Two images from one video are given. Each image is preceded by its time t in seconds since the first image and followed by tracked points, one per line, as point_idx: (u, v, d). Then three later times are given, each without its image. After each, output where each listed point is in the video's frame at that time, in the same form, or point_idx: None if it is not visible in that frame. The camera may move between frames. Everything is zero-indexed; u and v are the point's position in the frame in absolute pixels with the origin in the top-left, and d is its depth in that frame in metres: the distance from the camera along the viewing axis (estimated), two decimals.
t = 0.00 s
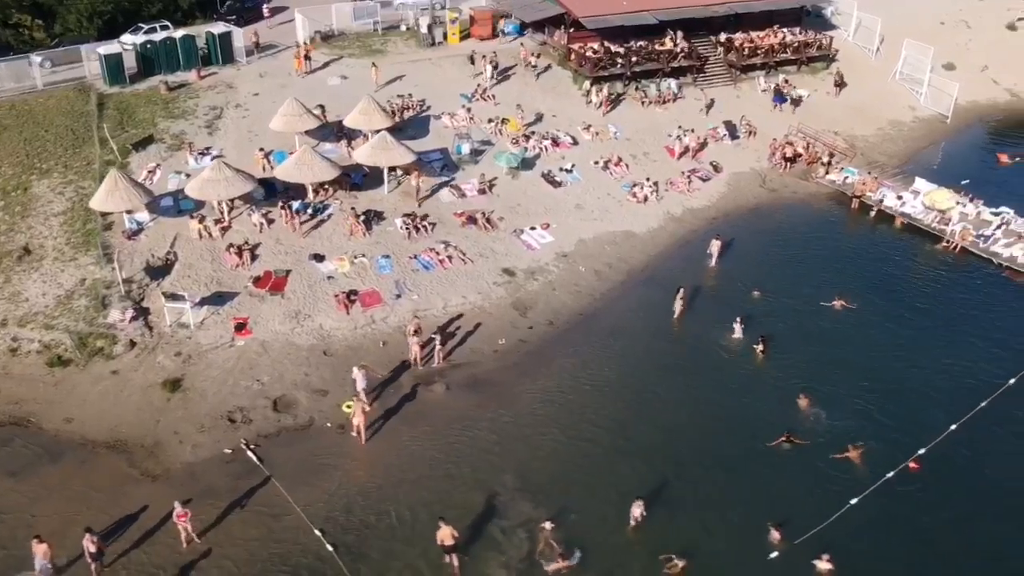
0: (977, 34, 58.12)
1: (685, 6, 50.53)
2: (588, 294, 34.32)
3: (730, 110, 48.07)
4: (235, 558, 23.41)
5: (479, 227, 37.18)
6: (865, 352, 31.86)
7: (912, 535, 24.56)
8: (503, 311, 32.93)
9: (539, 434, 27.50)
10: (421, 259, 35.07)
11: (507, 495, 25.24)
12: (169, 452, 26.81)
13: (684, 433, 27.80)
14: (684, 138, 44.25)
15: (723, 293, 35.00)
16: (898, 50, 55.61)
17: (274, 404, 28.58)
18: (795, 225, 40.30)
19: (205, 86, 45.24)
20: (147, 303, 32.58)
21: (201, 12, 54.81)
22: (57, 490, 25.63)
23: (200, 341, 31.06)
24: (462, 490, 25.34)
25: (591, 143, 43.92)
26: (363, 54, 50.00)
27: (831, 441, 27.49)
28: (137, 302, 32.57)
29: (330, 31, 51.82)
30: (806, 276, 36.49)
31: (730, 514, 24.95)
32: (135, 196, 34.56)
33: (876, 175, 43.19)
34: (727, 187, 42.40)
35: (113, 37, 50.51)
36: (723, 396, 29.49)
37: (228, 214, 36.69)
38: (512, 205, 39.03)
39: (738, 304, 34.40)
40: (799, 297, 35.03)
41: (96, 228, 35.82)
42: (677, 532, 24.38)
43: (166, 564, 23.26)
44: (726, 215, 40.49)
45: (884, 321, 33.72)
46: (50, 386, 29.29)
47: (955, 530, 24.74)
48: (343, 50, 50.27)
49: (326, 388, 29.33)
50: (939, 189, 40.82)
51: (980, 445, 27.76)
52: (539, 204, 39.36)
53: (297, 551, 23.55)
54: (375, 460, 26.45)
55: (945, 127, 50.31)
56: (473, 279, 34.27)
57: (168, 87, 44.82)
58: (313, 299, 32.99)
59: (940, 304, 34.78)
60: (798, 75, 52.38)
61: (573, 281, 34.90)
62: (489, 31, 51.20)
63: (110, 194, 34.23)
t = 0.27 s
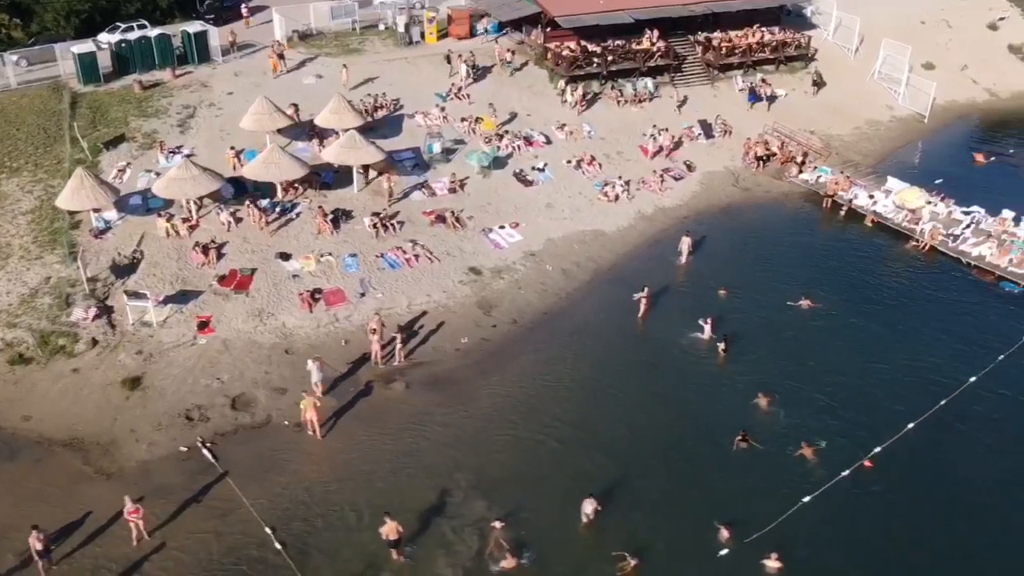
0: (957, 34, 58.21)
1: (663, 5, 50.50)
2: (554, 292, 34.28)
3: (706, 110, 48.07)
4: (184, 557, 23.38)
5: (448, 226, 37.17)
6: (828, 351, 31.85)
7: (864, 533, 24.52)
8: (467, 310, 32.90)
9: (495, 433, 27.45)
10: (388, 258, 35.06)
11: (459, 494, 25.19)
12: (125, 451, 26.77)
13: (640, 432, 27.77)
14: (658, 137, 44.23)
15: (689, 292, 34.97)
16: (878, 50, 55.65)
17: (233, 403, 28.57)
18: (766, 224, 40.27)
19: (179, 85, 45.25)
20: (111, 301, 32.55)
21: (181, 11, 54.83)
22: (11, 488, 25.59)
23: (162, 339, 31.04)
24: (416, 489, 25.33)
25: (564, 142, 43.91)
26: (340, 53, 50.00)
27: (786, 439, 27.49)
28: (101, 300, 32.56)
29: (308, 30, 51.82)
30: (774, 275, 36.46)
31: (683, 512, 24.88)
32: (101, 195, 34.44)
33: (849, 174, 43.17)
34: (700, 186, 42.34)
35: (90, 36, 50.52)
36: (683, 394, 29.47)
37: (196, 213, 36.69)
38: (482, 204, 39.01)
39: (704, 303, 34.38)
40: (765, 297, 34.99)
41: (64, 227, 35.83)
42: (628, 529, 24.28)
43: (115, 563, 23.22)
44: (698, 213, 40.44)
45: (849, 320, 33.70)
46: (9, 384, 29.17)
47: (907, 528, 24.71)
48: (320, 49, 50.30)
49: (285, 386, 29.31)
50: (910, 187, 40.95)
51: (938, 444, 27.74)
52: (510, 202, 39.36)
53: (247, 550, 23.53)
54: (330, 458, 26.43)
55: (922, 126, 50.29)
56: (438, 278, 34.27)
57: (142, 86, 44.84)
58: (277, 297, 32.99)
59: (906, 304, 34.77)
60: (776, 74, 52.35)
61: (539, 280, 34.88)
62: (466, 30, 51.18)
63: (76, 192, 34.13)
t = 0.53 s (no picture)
0: (941, 34, 58.28)
1: (644, 4, 50.49)
2: (525, 292, 34.28)
3: (686, 109, 48.07)
4: (141, 556, 23.38)
5: (421, 225, 37.20)
6: (796, 350, 31.83)
7: (822, 532, 24.52)
8: (437, 309, 32.90)
9: (458, 432, 27.45)
10: (359, 256, 35.07)
11: (420, 492, 25.18)
12: (88, 449, 26.78)
13: (603, 431, 27.77)
14: (636, 136, 44.23)
15: (661, 291, 34.96)
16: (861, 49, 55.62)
17: (198, 401, 28.58)
18: (742, 223, 40.25)
19: (157, 84, 45.29)
20: (80, 300, 32.56)
21: (163, 10, 54.89)
22: None
23: (130, 338, 31.05)
24: (376, 488, 25.33)
25: (542, 141, 43.93)
26: (320, 52, 50.02)
27: (749, 438, 27.47)
28: (71, 299, 32.60)
29: (290, 29, 51.86)
30: (747, 275, 36.45)
31: (642, 511, 24.87)
32: (73, 194, 34.43)
33: (826, 173, 43.15)
34: (677, 185, 42.33)
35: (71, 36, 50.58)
36: (649, 393, 29.47)
37: (169, 212, 36.71)
38: (457, 203, 39.02)
39: (675, 302, 34.37)
40: (736, 296, 35.00)
41: (36, 226, 35.89)
42: (586, 528, 24.25)
43: (71, 561, 23.21)
44: (673, 212, 40.41)
45: (820, 319, 33.68)
46: None
47: (866, 527, 24.71)
48: (301, 48, 50.34)
49: (251, 385, 29.32)
50: (885, 186, 40.95)
51: (902, 442, 27.72)
52: (484, 201, 39.37)
53: (205, 549, 23.55)
54: (292, 457, 26.43)
55: (903, 126, 50.30)
56: (409, 277, 34.27)
57: (121, 86, 44.89)
58: (247, 296, 33.00)
59: (877, 303, 34.72)
60: (758, 73, 52.32)
61: (510, 279, 34.89)
62: (447, 29, 51.22)
63: (47, 191, 34.14)
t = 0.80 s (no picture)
0: (922, 33, 58.29)
1: (622, 3, 50.50)
2: (492, 291, 34.28)
3: (662, 108, 48.07)
4: (93, 554, 23.39)
5: (391, 224, 37.22)
6: (761, 348, 31.80)
7: (776, 531, 24.50)
8: (403, 308, 32.91)
9: (417, 432, 27.45)
10: (327, 255, 35.08)
11: (374, 491, 25.18)
12: (46, 447, 26.77)
13: (561, 430, 27.77)
14: (611, 135, 44.25)
15: (628, 290, 34.94)
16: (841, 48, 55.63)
17: (159, 400, 28.59)
18: (714, 222, 40.22)
19: (133, 84, 45.33)
20: (46, 299, 32.58)
21: (143, 10, 54.93)
22: None
23: (94, 337, 31.06)
24: (332, 487, 25.38)
25: (516, 140, 43.94)
26: (298, 51, 50.06)
27: (707, 437, 27.46)
28: (37, 298, 32.61)
29: (268, 29, 51.92)
30: (716, 273, 36.45)
31: (596, 510, 24.84)
32: (40, 194, 34.32)
33: (800, 172, 43.13)
34: (650, 184, 42.32)
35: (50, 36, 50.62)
36: (610, 392, 29.47)
37: (138, 211, 36.73)
38: (428, 202, 39.03)
39: (642, 301, 34.35)
40: (703, 295, 34.98)
41: (5, 226, 35.91)
42: (538, 527, 24.22)
43: (22, 559, 23.20)
44: (646, 211, 40.41)
45: (786, 317, 33.64)
46: None
47: (820, 526, 24.68)
48: (279, 48, 50.37)
49: (213, 384, 29.33)
50: (857, 185, 40.93)
51: (861, 441, 27.66)
52: (456, 200, 39.38)
53: (157, 548, 23.57)
54: (250, 456, 26.44)
55: (881, 125, 50.30)
56: (376, 276, 34.26)
57: (96, 85, 44.94)
58: (213, 295, 33.01)
59: (845, 301, 34.68)
60: (737, 72, 52.24)
61: (478, 278, 34.89)
62: (426, 29, 51.27)
63: (14, 191, 34.15)
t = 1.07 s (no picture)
0: (907, 33, 58.29)
1: (604, 3, 50.52)
2: (465, 290, 34.30)
3: (644, 108, 48.08)
4: (54, 553, 23.40)
5: (367, 223, 37.26)
6: (732, 347, 31.78)
7: (738, 531, 24.51)
8: (375, 307, 32.94)
9: (383, 431, 27.47)
10: (301, 255, 35.11)
11: (338, 491, 25.20)
12: (12, 446, 26.77)
13: (527, 429, 27.78)
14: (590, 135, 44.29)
15: (602, 290, 34.96)
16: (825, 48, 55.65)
17: (127, 399, 28.61)
18: (692, 221, 40.22)
19: (113, 84, 45.37)
20: (19, 299, 32.60)
21: (128, 10, 54.98)
22: None
23: (65, 336, 31.07)
24: (296, 486, 25.40)
25: (496, 140, 43.96)
26: (280, 51, 50.07)
27: (673, 436, 27.45)
28: (9, 298, 32.63)
29: (252, 29, 51.95)
30: (692, 273, 36.44)
31: (558, 510, 24.84)
32: (14, 193, 34.33)
33: (779, 172, 43.12)
34: (629, 184, 42.34)
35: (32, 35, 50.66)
36: (579, 390, 29.47)
37: (114, 211, 36.76)
38: (405, 201, 39.06)
39: (616, 301, 34.36)
40: (677, 294, 34.97)
41: None
42: (499, 527, 24.26)
43: None
44: (623, 211, 40.42)
45: (759, 316, 33.60)
46: None
47: (782, 526, 24.68)
48: (261, 47, 50.39)
49: (182, 383, 29.35)
50: (835, 184, 40.91)
51: (828, 439, 27.62)
52: (433, 200, 39.39)
53: (118, 547, 23.58)
54: (215, 455, 26.47)
55: (863, 124, 50.29)
56: (349, 276, 34.28)
57: (76, 85, 44.98)
58: (186, 294, 33.04)
59: (818, 300, 34.64)
60: (720, 72, 52.38)
61: (452, 277, 34.91)
62: (409, 29, 51.33)
63: None
